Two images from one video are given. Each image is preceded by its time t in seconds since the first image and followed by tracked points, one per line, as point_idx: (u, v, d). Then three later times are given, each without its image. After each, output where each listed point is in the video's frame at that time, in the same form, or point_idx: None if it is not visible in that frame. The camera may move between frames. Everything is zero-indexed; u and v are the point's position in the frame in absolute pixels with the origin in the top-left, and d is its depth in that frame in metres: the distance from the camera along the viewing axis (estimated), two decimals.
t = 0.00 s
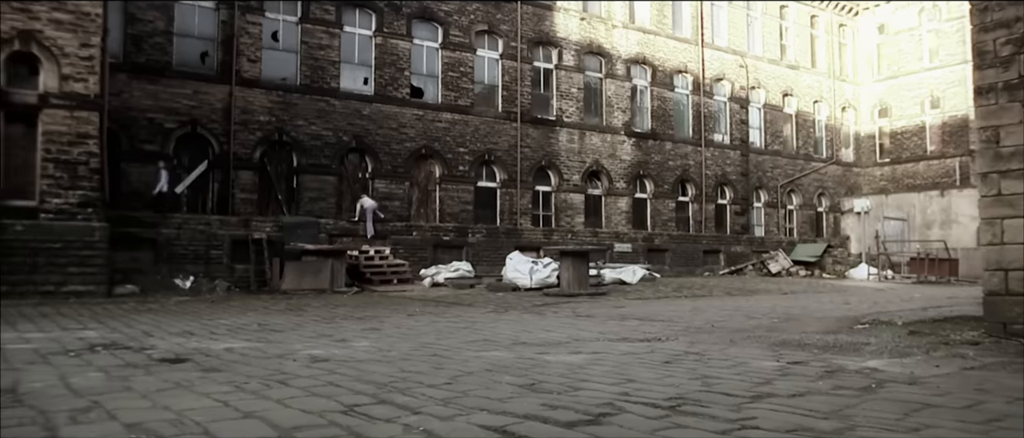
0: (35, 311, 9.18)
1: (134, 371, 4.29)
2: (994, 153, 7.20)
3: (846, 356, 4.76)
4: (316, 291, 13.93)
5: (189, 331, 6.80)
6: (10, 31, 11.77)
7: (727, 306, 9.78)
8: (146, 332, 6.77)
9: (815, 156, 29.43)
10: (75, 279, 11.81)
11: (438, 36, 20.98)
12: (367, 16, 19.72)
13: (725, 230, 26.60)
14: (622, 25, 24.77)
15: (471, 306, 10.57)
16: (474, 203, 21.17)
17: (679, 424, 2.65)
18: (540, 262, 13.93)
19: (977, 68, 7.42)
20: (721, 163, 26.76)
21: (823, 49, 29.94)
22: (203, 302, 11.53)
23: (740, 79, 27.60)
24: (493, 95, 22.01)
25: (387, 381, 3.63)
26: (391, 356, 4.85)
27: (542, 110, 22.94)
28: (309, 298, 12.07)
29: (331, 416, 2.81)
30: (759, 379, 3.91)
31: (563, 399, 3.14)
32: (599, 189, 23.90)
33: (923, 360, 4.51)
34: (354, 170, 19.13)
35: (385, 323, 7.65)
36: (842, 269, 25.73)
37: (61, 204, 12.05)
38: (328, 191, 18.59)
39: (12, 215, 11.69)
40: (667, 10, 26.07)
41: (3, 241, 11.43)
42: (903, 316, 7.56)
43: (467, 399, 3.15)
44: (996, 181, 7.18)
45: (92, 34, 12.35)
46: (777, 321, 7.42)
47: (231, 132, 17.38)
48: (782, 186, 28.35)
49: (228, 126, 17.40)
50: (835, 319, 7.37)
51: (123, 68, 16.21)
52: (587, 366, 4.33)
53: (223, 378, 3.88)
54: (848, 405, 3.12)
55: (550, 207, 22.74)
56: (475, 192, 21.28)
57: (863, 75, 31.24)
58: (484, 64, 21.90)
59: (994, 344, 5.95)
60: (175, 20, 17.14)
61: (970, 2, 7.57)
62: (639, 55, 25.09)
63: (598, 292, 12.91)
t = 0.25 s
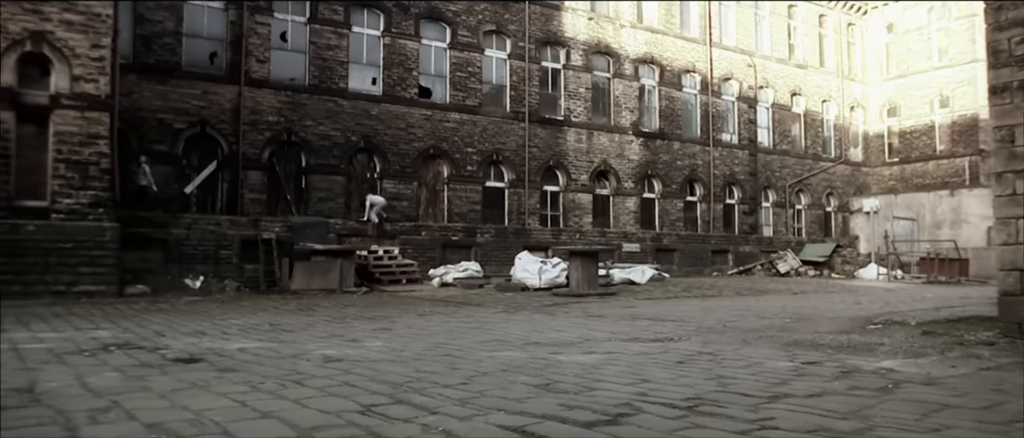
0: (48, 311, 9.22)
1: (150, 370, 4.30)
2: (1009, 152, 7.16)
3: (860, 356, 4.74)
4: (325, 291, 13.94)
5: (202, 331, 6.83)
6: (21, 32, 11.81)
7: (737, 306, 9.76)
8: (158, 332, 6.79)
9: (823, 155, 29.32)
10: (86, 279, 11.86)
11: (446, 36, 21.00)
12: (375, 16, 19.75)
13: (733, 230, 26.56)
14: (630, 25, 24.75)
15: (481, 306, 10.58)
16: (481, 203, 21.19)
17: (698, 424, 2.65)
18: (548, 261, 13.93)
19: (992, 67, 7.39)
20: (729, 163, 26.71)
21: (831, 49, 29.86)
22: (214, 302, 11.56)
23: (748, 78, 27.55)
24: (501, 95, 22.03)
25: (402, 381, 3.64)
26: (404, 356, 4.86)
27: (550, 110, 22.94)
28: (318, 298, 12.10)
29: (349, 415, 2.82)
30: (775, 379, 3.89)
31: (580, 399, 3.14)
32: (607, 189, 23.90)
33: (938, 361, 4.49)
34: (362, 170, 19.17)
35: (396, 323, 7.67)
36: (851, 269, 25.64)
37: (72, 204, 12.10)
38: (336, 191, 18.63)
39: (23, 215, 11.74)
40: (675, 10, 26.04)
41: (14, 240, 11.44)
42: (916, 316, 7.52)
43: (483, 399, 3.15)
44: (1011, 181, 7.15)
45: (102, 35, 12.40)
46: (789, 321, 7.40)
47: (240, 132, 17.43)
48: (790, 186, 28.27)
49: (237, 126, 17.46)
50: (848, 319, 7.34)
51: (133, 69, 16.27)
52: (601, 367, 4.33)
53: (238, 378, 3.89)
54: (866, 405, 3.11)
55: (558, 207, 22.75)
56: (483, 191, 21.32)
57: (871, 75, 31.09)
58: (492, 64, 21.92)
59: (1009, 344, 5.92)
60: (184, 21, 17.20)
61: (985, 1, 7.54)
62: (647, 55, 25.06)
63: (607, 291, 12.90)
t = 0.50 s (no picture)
0: (62, 312, 9.27)
1: (168, 371, 4.31)
2: None
3: (878, 357, 4.72)
4: (336, 291, 13.97)
5: (216, 331, 6.85)
6: (35, 34, 11.87)
7: (749, 307, 9.74)
8: (173, 332, 6.81)
9: (833, 155, 29.25)
10: (99, 280, 11.91)
11: (456, 36, 21.03)
12: (385, 17, 19.80)
13: (743, 230, 26.50)
14: (639, 25, 24.71)
15: (492, 306, 10.60)
16: (491, 203, 21.22)
17: (721, 426, 2.64)
18: (559, 262, 13.91)
19: (1009, 67, 7.37)
20: (738, 162, 26.66)
21: (841, 48, 29.79)
22: (226, 303, 11.59)
23: (758, 78, 27.48)
24: (510, 95, 22.04)
25: (420, 382, 3.65)
26: (419, 356, 4.87)
27: (559, 110, 22.93)
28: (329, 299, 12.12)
29: (370, 416, 2.83)
30: (793, 380, 3.88)
31: (600, 400, 3.14)
32: (617, 189, 23.91)
33: (957, 362, 4.47)
34: (372, 170, 19.22)
35: (409, 323, 7.68)
36: (862, 269, 25.52)
37: (85, 205, 12.15)
38: (346, 191, 18.68)
39: (37, 216, 11.81)
40: (684, 9, 25.99)
41: (27, 241, 11.51)
42: (931, 316, 7.49)
43: (503, 400, 3.15)
44: None
45: (115, 36, 12.47)
46: (802, 322, 7.38)
47: (250, 133, 17.49)
48: (800, 186, 28.19)
49: (247, 127, 17.51)
50: (862, 320, 7.32)
51: (144, 70, 16.35)
52: (618, 367, 4.33)
53: (256, 379, 3.90)
54: (887, 407, 3.10)
55: (567, 207, 22.75)
56: (493, 192, 21.35)
57: (881, 74, 30.99)
58: (501, 64, 21.94)
59: None
60: (195, 22, 17.27)
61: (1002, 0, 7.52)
62: (656, 55, 25.02)
63: (618, 292, 12.88)
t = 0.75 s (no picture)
0: (78, 312, 9.31)
1: (188, 371, 4.32)
2: None
3: (897, 358, 4.69)
4: (349, 291, 13.99)
5: (231, 331, 6.87)
6: (50, 35, 11.94)
7: (764, 307, 9.70)
8: (189, 332, 6.83)
9: (845, 155, 29.12)
10: (114, 279, 11.98)
11: (466, 36, 21.07)
12: (395, 17, 19.88)
13: (754, 230, 26.44)
14: (650, 24, 24.67)
15: (505, 307, 10.61)
16: (502, 203, 21.26)
17: (746, 427, 2.64)
18: (571, 262, 13.90)
19: None
20: (750, 162, 26.59)
21: (853, 47, 29.92)
22: (239, 303, 11.63)
23: (769, 77, 27.41)
24: (521, 95, 22.07)
25: (441, 382, 3.65)
26: (437, 357, 4.87)
27: (570, 110, 22.92)
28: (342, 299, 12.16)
29: (394, 417, 2.83)
30: (814, 381, 3.86)
31: (623, 401, 3.14)
32: (628, 189, 23.91)
33: (977, 364, 4.44)
34: (383, 170, 19.31)
35: (423, 324, 7.69)
36: (874, 270, 25.40)
37: (100, 205, 12.22)
38: (358, 192, 18.73)
39: (52, 216, 11.87)
40: (695, 9, 25.93)
41: (43, 242, 11.56)
42: (949, 317, 7.45)
43: (526, 401, 3.15)
44: None
45: (129, 38, 12.55)
46: (818, 322, 7.36)
47: (262, 134, 17.56)
48: (812, 186, 28.10)
49: (259, 128, 17.59)
50: (878, 321, 7.29)
51: (157, 71, 16.43)
52: (637, 368, 4.32)
53: (277, 379, 3.91)
54: (912, 408, 3.09)
55: (578, 207, 22.76)
56: (503, 192, 21.38)
57: (893, 74, 31.01)
58: (512, 64, 21.95)
59: None
60: (207, 23, 17.35)
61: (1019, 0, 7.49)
62: (667, 55, 24.98)
63: (630, 292, 12.86)
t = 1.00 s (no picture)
0: (99, 313, 9.37)
1: (214, 372, 4.34)
2: None
3: (924, 360, 4.67)
4: (364, 292, 14.08)
5: (253, 332, 6.90)
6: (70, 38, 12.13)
7: (782, 308, 9.67)
8: (211, 332, 6.86)
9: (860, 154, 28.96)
10: (132, 280, 12.17)
11: (480, 37, 21.12)
12: (410, 18, 19.94)
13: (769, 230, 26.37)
14: (663, 24, 24.63)
15: (522, 307, 10.63)
16: (516, 203, 21.28)
17: (781, 430, 2.63)
18: (587, 262, 13.89)
19: None
20: (764, 162, 26.52)
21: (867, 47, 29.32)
22: (257, 303, 11.68)
23: (783, 77, 27.33)
24: (535, 95, 22.09)
25: (469, 384, 3.66)
26: (461, 359, 4.88)
27: (584, 110, 22.91)
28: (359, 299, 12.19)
29: (427, 419, 2.83)
30: (842, 383, 3.84)
31: (654, 404, 3.13)
32: (642, 189, 23.89)
33: (1006, 365, 4.41)
34: (398, 170, 19.02)
35: (442, 324, 7.70)
36: (891, 270, 25.27)
37: (119, 207, 12.30)
38: (373, 192, 18.79)
39: (72, 218, 11.91)
40: (709, 8, 25.88)
41: (63, 243, 11.69)
42: (972, 318, 7.40)
43: (556, 403, 3.15)
44: None
45: (147, 40, 12.64)
46: (839, 323, 7.33)
47: (277, 135, 17.68)
48: (827, 185, 27.95)
49: (275, 129, 17.71)
50: (900, 322, 7.25)
51: (174, 72, 16.55)
52: (663, 370, 4.31)
53: (304, 380, 3.92)
54: (945, 411, 3.07)
55: (593, 208, 22.77)
56: (518, 192, 21.42)
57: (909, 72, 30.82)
58: (525, 65, 21.96)
59: None
60: (223, 24, 17.44)
61: None
62: (681, 54, 24.93)
63: (647, 293, 12.84)
